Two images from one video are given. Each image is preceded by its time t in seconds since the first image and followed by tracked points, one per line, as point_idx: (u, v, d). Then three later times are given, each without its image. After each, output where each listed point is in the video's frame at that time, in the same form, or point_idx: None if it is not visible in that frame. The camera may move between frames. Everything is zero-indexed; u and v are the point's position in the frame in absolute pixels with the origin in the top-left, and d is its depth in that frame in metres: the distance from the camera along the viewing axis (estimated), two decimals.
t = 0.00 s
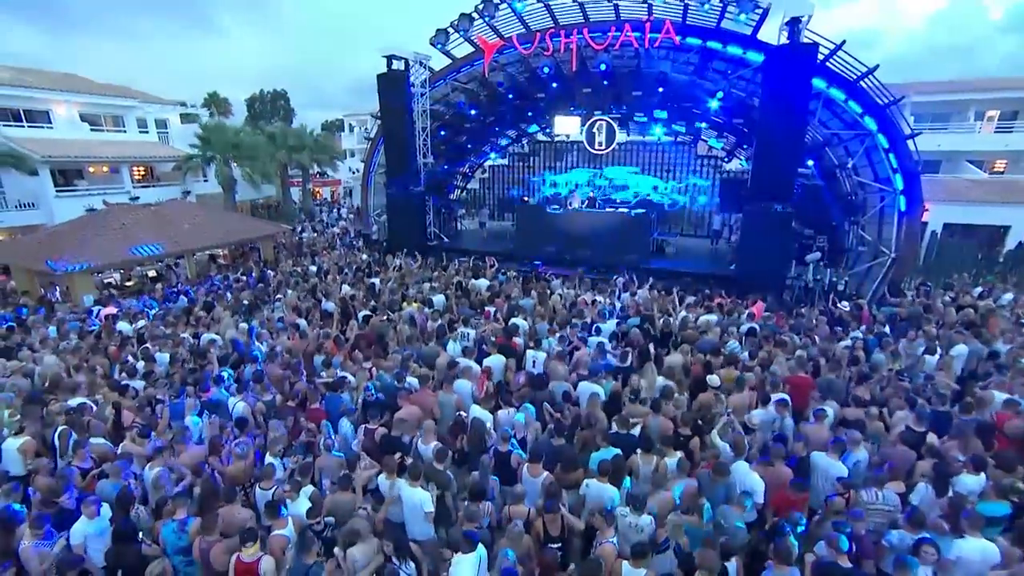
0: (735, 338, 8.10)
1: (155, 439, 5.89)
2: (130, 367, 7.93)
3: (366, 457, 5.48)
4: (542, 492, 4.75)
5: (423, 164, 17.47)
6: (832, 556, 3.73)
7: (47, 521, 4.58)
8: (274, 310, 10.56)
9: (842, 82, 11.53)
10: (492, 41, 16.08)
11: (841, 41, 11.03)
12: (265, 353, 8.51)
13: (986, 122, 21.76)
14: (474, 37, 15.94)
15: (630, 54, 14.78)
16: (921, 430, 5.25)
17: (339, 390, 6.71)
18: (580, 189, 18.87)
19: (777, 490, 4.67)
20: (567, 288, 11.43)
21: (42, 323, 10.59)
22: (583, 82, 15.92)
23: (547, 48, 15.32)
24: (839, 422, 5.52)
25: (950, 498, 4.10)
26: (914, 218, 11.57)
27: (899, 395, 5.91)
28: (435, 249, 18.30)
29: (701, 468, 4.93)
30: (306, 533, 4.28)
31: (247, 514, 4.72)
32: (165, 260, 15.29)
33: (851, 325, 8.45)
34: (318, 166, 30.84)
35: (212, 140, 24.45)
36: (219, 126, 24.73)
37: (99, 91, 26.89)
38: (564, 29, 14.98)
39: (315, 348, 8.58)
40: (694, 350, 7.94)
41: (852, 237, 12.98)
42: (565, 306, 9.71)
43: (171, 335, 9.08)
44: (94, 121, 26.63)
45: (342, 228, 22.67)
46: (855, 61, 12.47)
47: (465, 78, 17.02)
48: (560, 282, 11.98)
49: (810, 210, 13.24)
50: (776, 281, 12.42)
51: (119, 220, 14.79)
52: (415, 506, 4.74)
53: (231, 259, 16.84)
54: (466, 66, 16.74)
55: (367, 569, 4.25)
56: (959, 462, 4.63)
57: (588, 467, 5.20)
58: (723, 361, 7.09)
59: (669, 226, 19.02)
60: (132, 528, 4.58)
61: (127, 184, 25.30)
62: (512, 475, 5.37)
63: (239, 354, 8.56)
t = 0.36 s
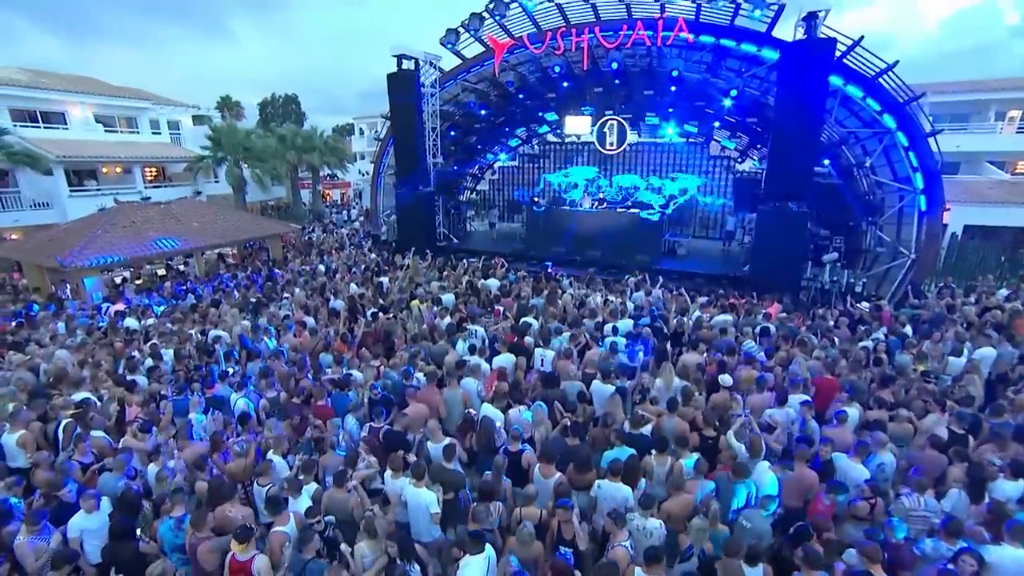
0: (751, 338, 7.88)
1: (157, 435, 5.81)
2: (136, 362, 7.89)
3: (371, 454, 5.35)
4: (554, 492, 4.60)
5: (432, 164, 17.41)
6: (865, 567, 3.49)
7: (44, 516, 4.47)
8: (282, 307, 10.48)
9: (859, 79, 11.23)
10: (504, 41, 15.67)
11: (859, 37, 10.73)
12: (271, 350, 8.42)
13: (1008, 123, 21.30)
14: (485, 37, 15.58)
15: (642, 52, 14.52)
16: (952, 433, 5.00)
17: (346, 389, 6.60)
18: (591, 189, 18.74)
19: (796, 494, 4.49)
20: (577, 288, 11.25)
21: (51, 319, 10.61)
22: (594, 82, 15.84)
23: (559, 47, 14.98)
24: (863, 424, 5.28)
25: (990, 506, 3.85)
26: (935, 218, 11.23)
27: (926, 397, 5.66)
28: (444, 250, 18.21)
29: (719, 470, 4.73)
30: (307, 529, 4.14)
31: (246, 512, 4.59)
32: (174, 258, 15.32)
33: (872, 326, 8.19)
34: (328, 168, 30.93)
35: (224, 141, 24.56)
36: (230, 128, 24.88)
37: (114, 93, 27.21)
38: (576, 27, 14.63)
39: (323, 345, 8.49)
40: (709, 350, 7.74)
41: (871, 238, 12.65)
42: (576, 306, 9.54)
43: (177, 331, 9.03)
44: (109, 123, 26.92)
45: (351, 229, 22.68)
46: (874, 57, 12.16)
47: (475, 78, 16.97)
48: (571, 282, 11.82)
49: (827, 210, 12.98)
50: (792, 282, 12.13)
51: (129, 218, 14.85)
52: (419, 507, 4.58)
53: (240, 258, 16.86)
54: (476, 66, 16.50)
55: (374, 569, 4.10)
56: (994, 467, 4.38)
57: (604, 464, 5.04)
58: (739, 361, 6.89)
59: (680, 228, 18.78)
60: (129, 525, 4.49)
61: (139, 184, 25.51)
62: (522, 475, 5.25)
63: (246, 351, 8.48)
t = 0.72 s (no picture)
0: (773, 339, 7.64)
1: (160, 431, 5.75)
2: (146, 357, 7.85)
3: (383, 451, 5.18)
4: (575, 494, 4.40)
5: (445, 164, 17.35)
6: None
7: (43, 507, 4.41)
8: (292, 304, 10.43)
9: (883, 75, 10.97)
10: (517, 39, 15.60)
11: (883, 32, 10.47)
12: (281, 346, 8.33)
13: None
14: (499, 35, 15.52)
15: (657, 50, 14.54)
16: (990, 438, 4.74)
17: (356, 386, 6.48)
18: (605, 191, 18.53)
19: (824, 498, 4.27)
20: (591, 288, 11.05)
21: (64, 314, 10.65)
22: (608, 80, 15.67)
23: (573, 46, 14.93)
24: (896, 427, 5.03)
25: None
26: (962, 218, 10.88)
27: (962, 401, 5.41)
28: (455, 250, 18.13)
29: (744, 472, 4.51)
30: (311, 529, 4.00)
31: (250, 512, 4.45)
32: (186, 255, 15.39)
33: (899, 328, 7.90)
34: (341, 169, 31.03)
35: (237, 142, 24.70)
36: (245, 128, 24.89)
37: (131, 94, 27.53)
38: (590, 26, 14.53)
39: (332, 342, 8.39)
40: (728, 350, 7.52)
41: (893, 239, 12.32)
42: (591, 306, 9.36)
43: (187, 326, 9.00)
44: (126, 123, 27.23)
45: (363, 229, 22.69)
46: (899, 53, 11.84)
47: (488, 78, 16.94)
48: (584, 282, 11.64)
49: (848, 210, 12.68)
50: (811, 283, 11.82)
51: (143, 214, 14.93)
52: (428, 508, 4.40)
53: (252, 257, 16.90)
54: (489, 66, 16.51)
55: (382, 571, 3.91)
56: None
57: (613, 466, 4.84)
58: (761, 362, 6.65)
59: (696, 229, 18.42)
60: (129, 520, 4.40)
61: (154, 184, 25.77)
62: (540, 478, 5.06)
63: (255, 347, 8.41)
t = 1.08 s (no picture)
0: (800, 340, 7.38)
1: (169, 424, 5.76)
2: (160, 351, 7.85)
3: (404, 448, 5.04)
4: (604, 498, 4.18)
5: (461, 163, 17.29)
6: None
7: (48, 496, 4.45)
8: (306, 300, 10.37)
9: (915, 70, 10.73)
10: (535, 36, 15.63)
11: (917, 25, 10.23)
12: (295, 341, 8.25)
13: None
14: (516, 32, 15.54)
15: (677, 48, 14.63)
16: None
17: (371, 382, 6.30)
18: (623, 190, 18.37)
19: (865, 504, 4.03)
20: (609, 288, 10.83)
21: (82, 308, 10.73)
22: (624, 76, 15.50)
23: (591, 42, 14.94)
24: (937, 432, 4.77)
25: None
26: (999, 216, 10.58)
27: (1007, 407, 5.15)
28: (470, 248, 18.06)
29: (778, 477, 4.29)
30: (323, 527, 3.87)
31: (264, 508, 4.35)
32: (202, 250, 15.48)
33: (933, 329, 7.59)
34: (356, 169, 31.11)
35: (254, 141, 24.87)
36: (262, 127, 24.99)
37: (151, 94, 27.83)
38: (609, 21, 14.47)
39: (347, 337, 8.30)
40: (753, 351, 7.28)
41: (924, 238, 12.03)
42: (610, 304, 9.16)
43: (201, 322, 8.98)
44: (146, 123, 27.50)
45: (378, 228, 22.72)
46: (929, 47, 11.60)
47: (505, 76, 16.97)
48: (602, 280, 11.42)
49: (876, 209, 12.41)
50: (837, 283, 11.52)
51: (159, 210, 15.05)
52: (443, 508, 4.25)
53: (267, 254, 16.96)
54: (506, 64, 16.62)
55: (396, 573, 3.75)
56: None
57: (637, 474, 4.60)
58: (789, 362, 6.42)
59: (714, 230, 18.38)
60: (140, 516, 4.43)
61: (172, 183, 26.08)
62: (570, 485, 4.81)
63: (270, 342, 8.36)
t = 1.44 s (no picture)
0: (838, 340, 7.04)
1: (189, 414, 5.75)
2: (182, 341, 7.88)
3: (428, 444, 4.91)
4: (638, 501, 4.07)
5: (483, 160, 17.24)
6: None
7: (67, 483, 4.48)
8: (327, 293, 10.34)
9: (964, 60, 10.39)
10: (560, 30, 15.85)
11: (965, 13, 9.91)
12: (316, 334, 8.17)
13: None
14: (541, 26, 15.76)
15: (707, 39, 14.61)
16: None
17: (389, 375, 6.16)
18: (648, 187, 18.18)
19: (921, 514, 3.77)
20: (635, 285, 10.53)
21: (109, 298, 10.88)
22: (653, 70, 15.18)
23: (618, 35, 14.97)
24: (996, 439, 4.46)
25: None
26: None
27: None
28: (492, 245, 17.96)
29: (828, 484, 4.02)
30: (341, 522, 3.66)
31: (285, 502, 4.25)
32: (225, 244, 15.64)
33: (982, 329, 7.19)
34: (378, 166, 31.18)
35: (278, 137, 25.10)
36: (286, 123, 25.14)
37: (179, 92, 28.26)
38: (635, 14, 14.56)
39: (369, 329, 8.21)
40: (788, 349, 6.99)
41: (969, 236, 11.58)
42: (636, 302, 8.93)
43: (222, 314, 8.99)
44: (175, 120, 27.93)
45: (399, 225, 22.73)
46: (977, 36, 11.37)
47: (530, 71, 17.13)
48: (627, 278, 11.17)
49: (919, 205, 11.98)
50: (874, 283, 11.09)
51: (184, 203, 15.24)
52: (468, 508, 4.14)
53: (290, 248, 17.06)
54: (530, 59, 16.91)
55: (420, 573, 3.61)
56: None
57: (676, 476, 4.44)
58: (829, 362, 6.12)
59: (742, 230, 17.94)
60: (156, 506, 4.37)
61: (199, 179, 26.48)
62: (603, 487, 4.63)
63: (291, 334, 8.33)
